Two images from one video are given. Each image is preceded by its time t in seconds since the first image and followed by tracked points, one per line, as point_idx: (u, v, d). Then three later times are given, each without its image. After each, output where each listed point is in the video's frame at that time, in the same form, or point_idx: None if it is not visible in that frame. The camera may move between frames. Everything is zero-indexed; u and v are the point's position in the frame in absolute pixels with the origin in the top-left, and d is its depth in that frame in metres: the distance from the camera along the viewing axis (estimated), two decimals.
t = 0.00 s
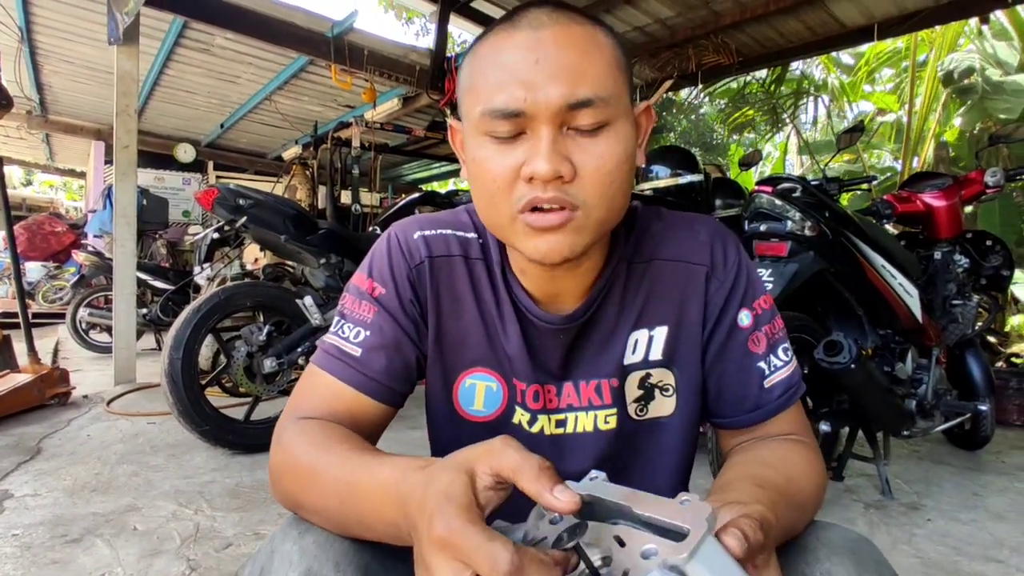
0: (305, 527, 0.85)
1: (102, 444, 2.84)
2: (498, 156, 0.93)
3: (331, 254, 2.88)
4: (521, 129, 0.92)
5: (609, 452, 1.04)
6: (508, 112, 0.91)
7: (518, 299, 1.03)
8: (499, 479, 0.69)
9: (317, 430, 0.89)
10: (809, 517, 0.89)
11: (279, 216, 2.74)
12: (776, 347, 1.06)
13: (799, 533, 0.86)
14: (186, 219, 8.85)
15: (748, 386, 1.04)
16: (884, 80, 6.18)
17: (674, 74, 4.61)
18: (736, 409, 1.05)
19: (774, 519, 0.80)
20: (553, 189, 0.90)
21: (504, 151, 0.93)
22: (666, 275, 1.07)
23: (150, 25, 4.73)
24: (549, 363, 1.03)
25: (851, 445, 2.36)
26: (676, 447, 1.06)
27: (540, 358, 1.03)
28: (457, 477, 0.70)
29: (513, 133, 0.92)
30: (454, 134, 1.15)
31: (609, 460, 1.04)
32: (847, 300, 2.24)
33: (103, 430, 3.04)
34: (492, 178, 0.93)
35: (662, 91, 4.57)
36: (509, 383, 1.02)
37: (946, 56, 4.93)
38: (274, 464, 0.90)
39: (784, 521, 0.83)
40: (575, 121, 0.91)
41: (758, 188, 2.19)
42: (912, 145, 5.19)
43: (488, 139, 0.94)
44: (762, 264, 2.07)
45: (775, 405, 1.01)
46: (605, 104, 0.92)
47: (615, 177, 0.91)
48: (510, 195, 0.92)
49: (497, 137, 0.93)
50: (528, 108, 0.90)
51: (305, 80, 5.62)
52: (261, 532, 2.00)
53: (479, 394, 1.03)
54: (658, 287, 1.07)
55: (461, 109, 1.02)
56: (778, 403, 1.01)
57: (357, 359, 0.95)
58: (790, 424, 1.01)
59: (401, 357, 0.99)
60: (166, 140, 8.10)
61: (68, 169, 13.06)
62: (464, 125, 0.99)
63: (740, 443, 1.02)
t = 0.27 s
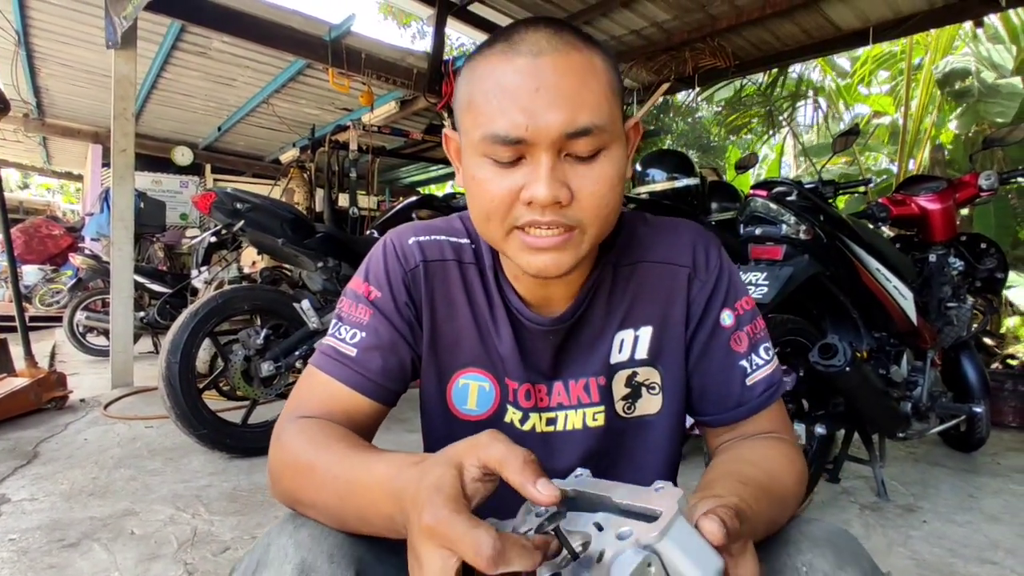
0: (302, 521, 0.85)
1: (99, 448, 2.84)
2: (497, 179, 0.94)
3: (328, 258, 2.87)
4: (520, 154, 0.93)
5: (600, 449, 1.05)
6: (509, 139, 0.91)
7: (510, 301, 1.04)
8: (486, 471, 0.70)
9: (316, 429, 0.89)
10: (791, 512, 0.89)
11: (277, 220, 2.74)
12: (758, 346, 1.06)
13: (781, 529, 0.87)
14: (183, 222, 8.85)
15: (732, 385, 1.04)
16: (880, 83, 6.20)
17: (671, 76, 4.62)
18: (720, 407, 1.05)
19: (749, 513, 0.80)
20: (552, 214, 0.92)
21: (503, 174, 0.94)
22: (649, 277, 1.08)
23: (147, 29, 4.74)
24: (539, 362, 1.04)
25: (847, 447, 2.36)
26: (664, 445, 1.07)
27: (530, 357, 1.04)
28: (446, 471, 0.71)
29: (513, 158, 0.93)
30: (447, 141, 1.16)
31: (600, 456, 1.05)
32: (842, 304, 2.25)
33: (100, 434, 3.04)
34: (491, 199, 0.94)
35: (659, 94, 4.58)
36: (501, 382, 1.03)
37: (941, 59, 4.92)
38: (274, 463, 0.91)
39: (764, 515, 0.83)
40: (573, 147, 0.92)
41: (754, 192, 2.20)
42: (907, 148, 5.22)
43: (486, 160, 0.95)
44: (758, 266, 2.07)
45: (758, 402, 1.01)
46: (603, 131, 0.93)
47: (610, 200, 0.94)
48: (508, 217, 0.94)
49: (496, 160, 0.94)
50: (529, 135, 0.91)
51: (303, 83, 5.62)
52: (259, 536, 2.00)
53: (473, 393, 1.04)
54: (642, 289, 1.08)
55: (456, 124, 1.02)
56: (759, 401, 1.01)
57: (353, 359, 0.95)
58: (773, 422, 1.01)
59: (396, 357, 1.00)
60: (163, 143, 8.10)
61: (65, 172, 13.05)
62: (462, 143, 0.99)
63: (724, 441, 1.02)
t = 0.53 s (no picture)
0: (299, 526, 0.86)
1: (99, 449, 2.85)
2: (509, 184, 0.94)
3: (327, 259, 2.88)
4: (534, 160, 0.93)
5: (598, 452, 1.06)
6: (524, 145, 0.92)
7: (511, 304, 1.05)
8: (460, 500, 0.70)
9: (308, 436, 0.90)
10: (788, 516, 0.90)
11: (276, 221, 2.75)
12: (760, 357, 1.06)
13: (779, 529, 0.87)
14: (183, 223, 8.86)
15: (732, 395, 1.04)
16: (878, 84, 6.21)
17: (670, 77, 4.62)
18: (721, 416, 1.05)
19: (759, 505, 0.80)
20: (564, 220, 0.93)
21: (515, 179, 0.94)
22: (652, 287, 1.09)
23: (147, 30, 4.74)
24: (539, 365, 1.04)
25: (844, 448, 2.37)
26: (661, 450, 1.08)
27: (530, 360, 1.04)
28: (421, 503, 0.72)
29: (526, 164, 0.93)
30: (453, 144, 1.16)
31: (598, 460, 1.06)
32: (840, 305, 2.25)
33: (100, 435, 3.05)
34: (502, 204, 0.95)
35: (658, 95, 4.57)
36: (501, 385, 1.04)
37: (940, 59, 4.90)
38: (270, 468, 0.91)
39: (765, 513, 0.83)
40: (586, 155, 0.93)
41: (750, 194, 2.20)
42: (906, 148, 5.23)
43: (498, 165, 0.95)
44: (756, 268, 2.08)
45: (759, 412, 1.01)
46: (615, 140, 0.94)
47: (619, 208, 0.95)
48: (521, 222, 0.94)
49: (509, 165, 0.94)
50: (543, 142, 0.91)
51: (302, 84, 5.63)
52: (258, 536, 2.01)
53: (471, 395, 1.05)
54: (644, 297, 1.08)
55: (466, 127, 1.02)
56: (761, 412, 1.01)
57: (352, 361, 0.96)
58: (774, 431, 1.01)
59: (396, 358, 1.01)
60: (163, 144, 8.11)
61: (65, 172, 13.07)
62: (473, 146, 1.00)
63: (722, 449, 1.03)
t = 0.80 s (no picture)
0: (302, 540, 0.87)
1: (100, 450, 2.86)
2: (518, 183, 0.96)
3: (327, 260, 2.90)
4: (544, 159, 0.95)
5: (600, 457, 1.07)
6: (534, 143, 0.94)
7: (514, 309, 1.07)
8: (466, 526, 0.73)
9: (310, 447, 0.91)
10: (787, 524, 0.92)
11: (276, 223, 2.76)
12: (762, 363, 1.08)
13: (778, 540, 0.89)
14: (182, 223, 8.87)
15: (734, 399, 1.06)
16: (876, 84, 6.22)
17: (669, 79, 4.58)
18: (724, 420, 1.07)
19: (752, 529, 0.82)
20: (572, 220, 0.94)
21: (524, 178, 0.96)
22: (655, 291, 1.11)
23: (147, 31, 4.75)
24: (542, 370, 1.06)
25: (841, 448, 2.38)
26: (663, 454, 1.09)
27: (532, 365, 1.06)
28: (426, 530, 0.75)
29: (535, 163, 0.95)
30: (457, 147, 1.18)
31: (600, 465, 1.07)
32: (837, 307, 2.27)
33: (101, 436, 3.06)
34: (510, 202, 0.96)
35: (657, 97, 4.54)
36: (502, 390, 1.05)
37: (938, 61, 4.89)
38: (272, 477, 0.93)
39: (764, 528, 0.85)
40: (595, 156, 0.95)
41: (748, 196, 2.23)
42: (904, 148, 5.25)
43: (507, 164, 0.97)
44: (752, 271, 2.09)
45: (760, 417, 1.04)
46: (624, 142, 0.95)
47: (626, 210, 0.97)
48: (529, 221, 0.96)
49: (519, 164, 0.96)
50: (554, 141, 0.93)
51: (301, 85, 5.64)
52: (259, 537, 2.03)
53: (472, 401, 1.06)
54: (647, 301, 1.10)
55: (475, 128, 1.04)
56: (763, 416, 1.04)
57: (352, 368, 0.98)
58: (775, 437, 1.04)
59: (396, 365, 1.02)
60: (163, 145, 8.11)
61: (65, 172, 13.08)
62: (482, 145, 1.01)
63: (725, 454, 1.05)
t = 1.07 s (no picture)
0: (299, 547, 0.88)
1: (101, 450, 2.87)
2: (510, 172, 0.97)
3: (327, 262, 2.91)
4: (535, 147, 0.96)
5: (599, 465, 1.08)
6: (525, 131, 0.95)
7: (509, 312, 1.08)
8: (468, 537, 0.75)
9: (310, 454, 0.92)
10: (783, 531, 0.93)
11: (276, 224, 2.77)
12: (761, 369, 1.10)
13: (773, 547, 0.91)
14: (182, 223, 8.89)
15: (733, 406, 1.08)
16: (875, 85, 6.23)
17: (668, 80, 4.60)
18: (722, 426, 1.09)
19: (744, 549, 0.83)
20: (563, 207, 0.95)
21: (516, 168, 0.97)
22: (653, 297, 1.12)
23: (147, 32, 4.76)
24: (539, 377, 1.07)
25: (839, 448, 2.40)
26: (662, 460, 1.10)
27: (529, 371, 1.07)
28: (426, 541, 0.76)
29: (527, 151, 0.96)
30: (455, 151, 1.19)
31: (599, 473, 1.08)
32: (833, 308, 2.30)
33: (102, 436, 3.08)
34: (503, 192, 0.97)
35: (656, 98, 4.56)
36: (500, 398, 1.06)
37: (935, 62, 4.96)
38: (270, 482, 0.94)
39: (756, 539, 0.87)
40: (586, 144, 0.96)
41: (745, 199, 2.24)
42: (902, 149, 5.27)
43: (500, 155, 0.98)
44: (750, 272, 2.12)
45: (758, 423, 1.06)
46: (615, 132, 0.97)
47: (619, 201, 0.97)
48: (520, 210, 0.97)
49: (511, 153, 0.97)
50: (544, 128, 0.95)
51: (301, 86, 5.65)
52: (259, 537, 2.04)
53: (470, 408, 1.07)
54: (645, 307, 1.11)
55: (470, 125, 1.05)
56: (762, 422, 1.06)
57: (348, 376, 0.99)
58: (773, 443, 1.06)
59: (393, 373, 1.03)
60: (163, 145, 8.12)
61: (65, 172, 13.10)
62: (476, 139, 1.03)
63: (724, 460, 1.07)
